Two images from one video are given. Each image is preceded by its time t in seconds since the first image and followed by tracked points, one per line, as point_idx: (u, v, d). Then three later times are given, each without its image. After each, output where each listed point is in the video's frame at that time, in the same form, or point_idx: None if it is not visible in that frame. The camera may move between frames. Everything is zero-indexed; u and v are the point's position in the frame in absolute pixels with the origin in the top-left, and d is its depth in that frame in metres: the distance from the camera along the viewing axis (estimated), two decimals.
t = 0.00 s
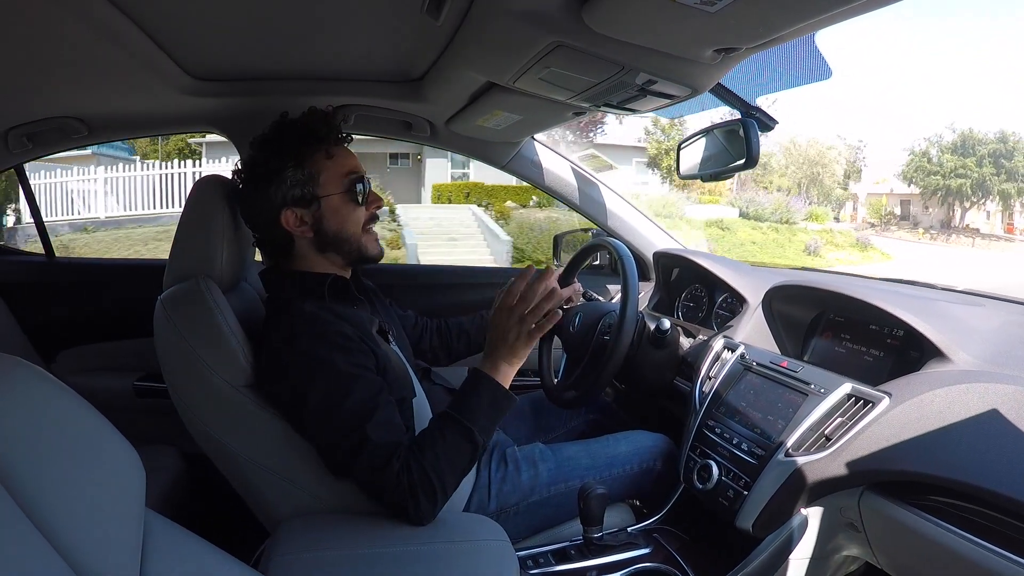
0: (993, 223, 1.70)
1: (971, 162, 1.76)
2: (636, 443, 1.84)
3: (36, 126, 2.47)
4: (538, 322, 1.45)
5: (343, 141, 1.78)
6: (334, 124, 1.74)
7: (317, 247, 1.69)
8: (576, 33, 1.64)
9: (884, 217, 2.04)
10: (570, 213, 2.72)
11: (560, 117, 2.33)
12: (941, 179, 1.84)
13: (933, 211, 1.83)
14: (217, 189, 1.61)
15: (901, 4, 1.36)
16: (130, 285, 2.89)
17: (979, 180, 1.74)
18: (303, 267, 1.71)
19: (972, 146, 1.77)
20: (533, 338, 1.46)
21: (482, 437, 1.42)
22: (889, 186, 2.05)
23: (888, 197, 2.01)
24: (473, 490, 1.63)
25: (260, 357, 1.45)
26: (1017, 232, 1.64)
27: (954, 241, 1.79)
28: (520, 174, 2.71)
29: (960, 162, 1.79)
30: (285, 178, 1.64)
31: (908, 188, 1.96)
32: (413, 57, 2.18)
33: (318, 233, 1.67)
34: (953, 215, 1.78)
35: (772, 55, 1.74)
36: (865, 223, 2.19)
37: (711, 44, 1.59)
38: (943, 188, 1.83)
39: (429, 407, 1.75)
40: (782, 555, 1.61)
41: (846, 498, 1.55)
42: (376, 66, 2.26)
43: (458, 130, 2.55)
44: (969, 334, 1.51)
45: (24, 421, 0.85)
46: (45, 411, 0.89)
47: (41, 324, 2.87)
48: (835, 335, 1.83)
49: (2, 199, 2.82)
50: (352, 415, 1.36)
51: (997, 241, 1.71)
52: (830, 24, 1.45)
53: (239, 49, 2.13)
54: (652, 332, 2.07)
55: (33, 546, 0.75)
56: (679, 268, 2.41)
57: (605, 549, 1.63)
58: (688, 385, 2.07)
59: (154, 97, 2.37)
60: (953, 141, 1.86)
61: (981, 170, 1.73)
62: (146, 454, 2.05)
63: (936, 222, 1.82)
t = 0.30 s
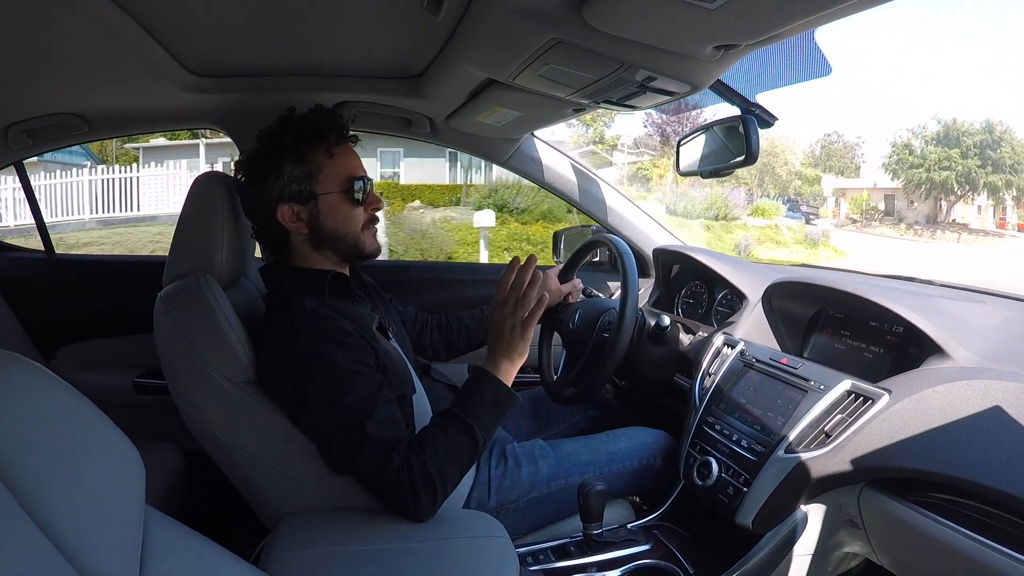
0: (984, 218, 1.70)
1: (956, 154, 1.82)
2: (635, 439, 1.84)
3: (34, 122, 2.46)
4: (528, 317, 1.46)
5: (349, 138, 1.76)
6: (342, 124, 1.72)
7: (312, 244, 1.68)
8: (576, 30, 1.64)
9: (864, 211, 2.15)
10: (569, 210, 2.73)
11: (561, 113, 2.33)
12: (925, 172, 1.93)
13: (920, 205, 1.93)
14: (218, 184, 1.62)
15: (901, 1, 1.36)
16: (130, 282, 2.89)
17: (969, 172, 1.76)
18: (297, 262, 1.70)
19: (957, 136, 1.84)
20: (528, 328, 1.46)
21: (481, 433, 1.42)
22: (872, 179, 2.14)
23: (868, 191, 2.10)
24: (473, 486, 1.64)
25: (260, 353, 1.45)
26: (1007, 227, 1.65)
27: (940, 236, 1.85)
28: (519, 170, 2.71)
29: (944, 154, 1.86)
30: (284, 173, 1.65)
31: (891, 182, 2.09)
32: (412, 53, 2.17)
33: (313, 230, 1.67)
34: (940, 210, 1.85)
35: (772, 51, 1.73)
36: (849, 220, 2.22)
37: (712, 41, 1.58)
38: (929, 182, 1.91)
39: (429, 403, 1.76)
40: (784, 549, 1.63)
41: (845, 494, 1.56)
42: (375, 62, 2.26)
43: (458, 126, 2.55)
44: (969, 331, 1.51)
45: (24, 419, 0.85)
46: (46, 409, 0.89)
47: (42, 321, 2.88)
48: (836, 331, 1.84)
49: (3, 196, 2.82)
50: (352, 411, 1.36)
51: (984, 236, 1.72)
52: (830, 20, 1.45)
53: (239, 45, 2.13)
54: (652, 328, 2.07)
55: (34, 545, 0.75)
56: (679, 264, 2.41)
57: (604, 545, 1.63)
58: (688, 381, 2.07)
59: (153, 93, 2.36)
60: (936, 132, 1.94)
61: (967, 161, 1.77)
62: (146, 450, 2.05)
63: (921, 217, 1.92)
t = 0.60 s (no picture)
0: (976, 218, 1.70)
1: (942, 150, 1.76)
2: (636, 439, 1.84)
3: (36, 122, 2.47)
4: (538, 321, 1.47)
5: (358, 141, 1.74)
6: (351, 130, 1.70)
7: (311, 246, 1.67)
8: (576, 30, 1.64)
9: (846, 212, 2.04)
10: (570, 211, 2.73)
11: (561, 113, 2.33)
12: (909, 171, 1.87)
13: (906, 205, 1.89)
14: (217, 183, 1.63)
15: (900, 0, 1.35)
16: (131, 282, 2.89)
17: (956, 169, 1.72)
18: (296, 263, 1.70)
19: (944, 133, 1.75)
20: (537, 332, 1.46)
21: (483, 433, 1.42)
22: (854, 178, 2.02)
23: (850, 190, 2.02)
24: (475, 486, 1.64)
25: (261, 353, 1.45)
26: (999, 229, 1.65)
27: (927, 237, 1.85)
28: (519, 170, 2.70)
29: (930, 151, 1.80)
30: (286, 173, 1.67)
31: (875, 180, 1.97)
32: (412, 53, 2.17)
33: (312, 232, 1.66)
34: (927, 210, 1.83)
35: (772, 51, 1.73)
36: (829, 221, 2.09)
37: (713, 41, 1.58)
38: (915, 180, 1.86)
39: (429, 403, 1.76)
40: (784, 549, 1.62)
41: (846, 493, 1.56)
42: (375, 61, 2.25)
43: (458, 126, 2.55)
44: (970, 331, 1.51)
45: (27, 419, 0.85)
46: (47, 409, 0.89)
47: (44, 321, 2.88)
48: (836, 332, 1.84)
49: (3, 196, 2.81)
50: (353, 410, 1.36)
51: (973, 237, 1.73)
52: (830, 20, 1.45)
53: (240, 45, 2.13)
54: (653, 328, 2.07)
55: (36, 544, 0.75)
56: (680, 264, 2.41)
57: (605, 545, 1.63)
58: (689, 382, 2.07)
59: (153, 93, 2.36)
60: (922, 129, 1.84)
61: (952, 159, 1.72)
62: (147, 450, 2.06)
63: (907, 219, 1.89)
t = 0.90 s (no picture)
0: (969, 218, 1.69)
1: (926, 147, 1.80)
2: (636, 439, 1.84)
3: (36, 122, 2.47)
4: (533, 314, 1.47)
5: (357, 138, 1.75)
6: (351, 125, 1.71)
7: (316, 243, 1.67)
8: (576, 30, 1.64)
9: (828, 211, 2.08)
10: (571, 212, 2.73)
11: (561, 113, 2.33)
12: (890, 168, 1.93)
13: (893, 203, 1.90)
14: (217, 183, 1.63)
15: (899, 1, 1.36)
16: (132, 282, 2.89)
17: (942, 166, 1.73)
18: (300, 262, 1.70)
19: (929, 128, 1.80)
20: (532, 322, 1.46)
21: (483, 433, 1.42)
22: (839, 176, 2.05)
23: (834, 189, 2.06)
24: (475, 486, 1.63)
25: (262, 353, 1.45)
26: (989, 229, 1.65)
27: (911, 236, 1.86)
28: (519, 169, 2.71)
29: (914, 148, 1.84)
30: (289, 171, 1.66)
31: (859, 179, 2.00)
32: (412, 53, 2.17)
33: (317, 230, 1.66)
34: (913, 209, 1.83)
35: (771, 51, 1.73)
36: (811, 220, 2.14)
37: (713, 41, 1.58)
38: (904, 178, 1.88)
39: (430, 404, 1.75)
40: (786, 549, 1.62)
41: (846, 493, 1.56)
42: (376, 61, 2.26)
43: (459, 126, 2.55)
44: (970, 331, 1.51)
45: (27, 418, 0.86)
46: (49, 409, 0.90)
47: (43, 321, 2.88)
48: (836, 332, 1.84)
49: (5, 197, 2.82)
50: (354, 411, 1.36)
51: (961, 236, 1.74)
52: (829, 20, 1.45)
53: (240, 45, 2.13)
54: (652, 328, 2.07)
55: (36, 542, 0.75)
56: (680, 264, 2.41)
57: (605, 546, 1.63)
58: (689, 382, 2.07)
59: (154, 93, 2.37)
60: (906, 124, 1.91)
61: (938, 155, 1.75)
62: (148, 451, 2.06)
63: (892, 217, 1.89)
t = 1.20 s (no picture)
0: (961, 217, 1.71)
1: (910, 143, 1.79)
2: (636, 438, 1.84)
3: (36, 122, 2.47)
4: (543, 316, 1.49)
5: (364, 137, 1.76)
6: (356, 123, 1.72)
7: (327, 243, 1.67)
8: (576, 29, 1.64)
9: (811, 210, 2.06)
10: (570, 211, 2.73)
11: (560, 113, 2.33)
12: (873, 165, 1.90)
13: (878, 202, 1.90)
14: (218, 184, 1.63)
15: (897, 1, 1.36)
16: (132, 282, 2.89)
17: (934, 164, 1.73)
18: (308, 261, 1.68)
19: (912, 124, 1.80)
20: (539, 330, 1.48)
21: (484, 432, 1.42)
22: (822, 175, 2.03)
23: (817, 188, 2.04)
24: (476, 485, 1.64)
25: (262, 352, 1.45)
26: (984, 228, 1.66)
27: (895, 235, 1.88)
28: (519, 169, 2.70)
29: (897, 144, 1.82)
30: (302, 171, 1.63)
31: (843, 177, 1.99)
32: (412, 52, 2.17)
33: (330, 229, 1.65)
34: (900, 208, 1.84)
35: (770, 51, 1.73)
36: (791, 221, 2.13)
37: (712, 40, 1.58)
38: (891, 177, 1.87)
39: (430, 403, 1.75)
40: (786, 548, 1.62)
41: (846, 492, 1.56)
42: (375, 61, 2.26)
43: (458, 125, 2.55)
44: (971, 331, 1.50)
45: (28, 417, 0.86)
46: (49, 409, 0.90)
47: (44, 320, 2.89)
48: (836, 331, 1.84)
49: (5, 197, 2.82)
50: (355, 410, 1.36)
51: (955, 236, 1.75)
52: (827, 21, 1.45)
53: (239, 44, 2.13)
54: (653, 327, 2.06)
55: (37, 542, 0.75)
56: (680, 264, 2.41)
57: (606, 545, 1.63)
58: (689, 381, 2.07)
59: (153, 93, 2.37)
60: (890, 120, 1.86)
61: (921, 151, 1.76)
62: (148, 450, 2.06)
63: (878, 217, 1.90)
